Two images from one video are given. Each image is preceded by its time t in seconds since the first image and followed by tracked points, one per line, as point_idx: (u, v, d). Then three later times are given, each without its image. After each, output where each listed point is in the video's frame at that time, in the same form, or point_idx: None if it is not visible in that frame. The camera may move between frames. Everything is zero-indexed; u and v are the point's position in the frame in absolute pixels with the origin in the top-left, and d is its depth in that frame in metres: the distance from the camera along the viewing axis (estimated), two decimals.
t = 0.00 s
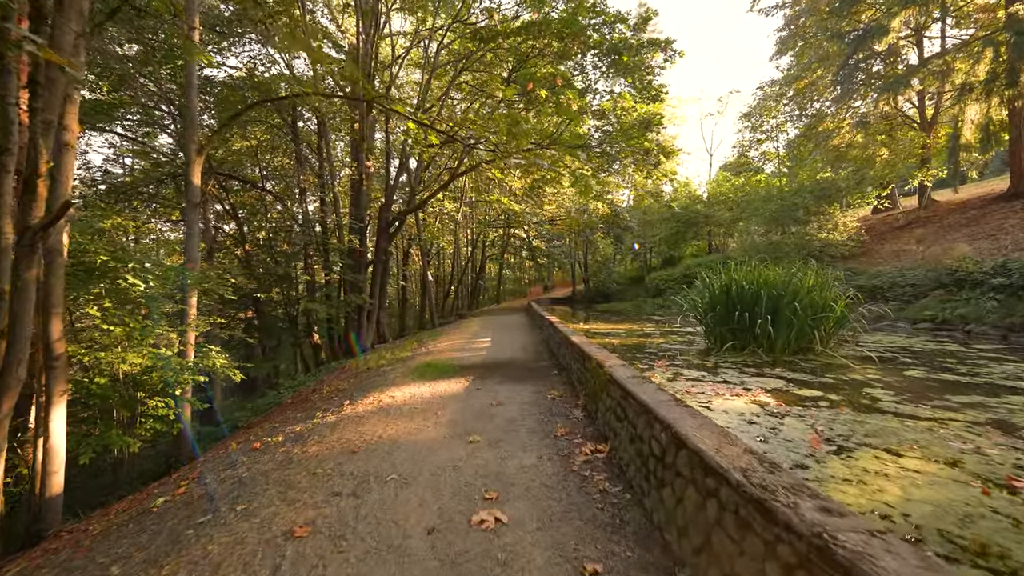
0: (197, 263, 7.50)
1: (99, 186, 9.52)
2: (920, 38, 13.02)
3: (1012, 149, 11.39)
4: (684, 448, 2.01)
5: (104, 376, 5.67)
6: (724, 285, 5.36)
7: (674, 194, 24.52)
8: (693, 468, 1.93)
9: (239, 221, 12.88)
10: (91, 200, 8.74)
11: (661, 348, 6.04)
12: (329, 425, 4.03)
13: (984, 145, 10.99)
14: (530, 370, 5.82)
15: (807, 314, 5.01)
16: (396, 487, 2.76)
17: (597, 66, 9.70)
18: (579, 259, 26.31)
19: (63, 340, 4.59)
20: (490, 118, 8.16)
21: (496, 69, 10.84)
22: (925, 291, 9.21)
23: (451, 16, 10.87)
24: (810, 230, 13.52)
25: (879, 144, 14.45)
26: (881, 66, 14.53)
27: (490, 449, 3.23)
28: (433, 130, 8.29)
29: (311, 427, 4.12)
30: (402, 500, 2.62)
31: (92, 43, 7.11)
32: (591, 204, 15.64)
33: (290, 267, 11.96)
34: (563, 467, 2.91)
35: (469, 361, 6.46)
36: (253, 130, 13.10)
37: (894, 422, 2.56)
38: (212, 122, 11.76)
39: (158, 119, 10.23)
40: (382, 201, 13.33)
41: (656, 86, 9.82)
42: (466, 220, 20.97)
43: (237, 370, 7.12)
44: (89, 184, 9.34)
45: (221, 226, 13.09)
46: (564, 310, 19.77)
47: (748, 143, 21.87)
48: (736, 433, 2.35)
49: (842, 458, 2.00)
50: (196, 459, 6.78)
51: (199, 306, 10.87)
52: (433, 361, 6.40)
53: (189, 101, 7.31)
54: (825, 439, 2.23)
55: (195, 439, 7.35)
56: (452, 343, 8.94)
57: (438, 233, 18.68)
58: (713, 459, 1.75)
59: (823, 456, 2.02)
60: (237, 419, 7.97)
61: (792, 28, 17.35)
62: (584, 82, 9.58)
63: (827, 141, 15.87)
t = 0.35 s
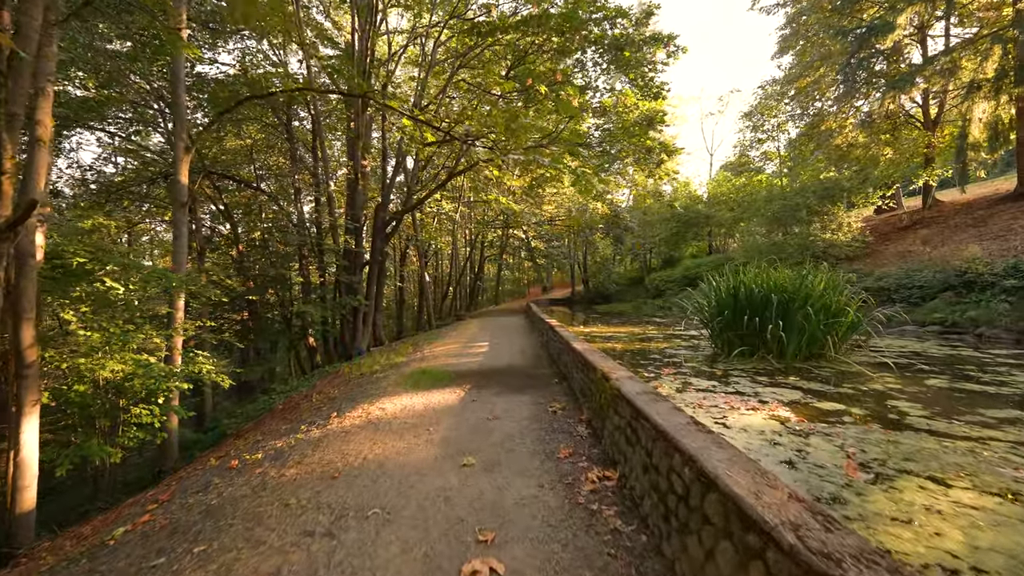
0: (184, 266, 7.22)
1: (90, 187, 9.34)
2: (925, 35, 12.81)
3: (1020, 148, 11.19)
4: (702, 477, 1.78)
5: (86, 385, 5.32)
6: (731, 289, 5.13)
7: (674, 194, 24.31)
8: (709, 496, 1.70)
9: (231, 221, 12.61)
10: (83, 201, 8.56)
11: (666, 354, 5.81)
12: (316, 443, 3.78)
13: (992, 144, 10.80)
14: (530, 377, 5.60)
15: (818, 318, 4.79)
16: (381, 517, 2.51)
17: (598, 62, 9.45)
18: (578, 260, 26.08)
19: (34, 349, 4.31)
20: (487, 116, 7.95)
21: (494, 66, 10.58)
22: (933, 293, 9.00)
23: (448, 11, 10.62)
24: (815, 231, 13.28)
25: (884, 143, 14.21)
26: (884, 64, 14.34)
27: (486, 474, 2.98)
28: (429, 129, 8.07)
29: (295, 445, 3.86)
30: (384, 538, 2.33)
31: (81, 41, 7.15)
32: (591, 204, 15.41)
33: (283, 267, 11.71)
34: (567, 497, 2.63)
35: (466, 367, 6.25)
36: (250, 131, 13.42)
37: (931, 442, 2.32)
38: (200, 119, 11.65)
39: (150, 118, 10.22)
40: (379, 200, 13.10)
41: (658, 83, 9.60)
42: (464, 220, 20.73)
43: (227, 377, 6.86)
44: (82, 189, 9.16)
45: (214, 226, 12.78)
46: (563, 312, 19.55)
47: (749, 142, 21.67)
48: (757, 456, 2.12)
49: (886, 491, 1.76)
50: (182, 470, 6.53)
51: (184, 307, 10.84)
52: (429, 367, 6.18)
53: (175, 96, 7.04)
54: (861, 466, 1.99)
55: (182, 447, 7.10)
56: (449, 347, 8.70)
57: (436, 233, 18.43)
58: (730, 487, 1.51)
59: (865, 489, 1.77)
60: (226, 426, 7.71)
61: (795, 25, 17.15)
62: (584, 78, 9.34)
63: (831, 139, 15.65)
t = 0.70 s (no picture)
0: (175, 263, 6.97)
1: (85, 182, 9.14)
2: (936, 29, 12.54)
3: None
4: (744, 502, 1.52)
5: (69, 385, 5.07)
6: (744, 286, 4.89)
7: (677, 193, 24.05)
8: (759, 528, 1.44)
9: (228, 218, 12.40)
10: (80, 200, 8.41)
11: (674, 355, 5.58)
12: (304, 451, 3.54)
13: (1007, 140, 10.52)
14: (534, 379, 5.36)
15: (837, 318, 4.56)
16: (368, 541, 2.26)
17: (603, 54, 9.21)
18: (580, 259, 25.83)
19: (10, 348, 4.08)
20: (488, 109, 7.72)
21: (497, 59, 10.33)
22: (947, 292, 8.74)
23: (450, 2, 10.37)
24: (822, 229, 13.02)
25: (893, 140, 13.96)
26: (893, 59, 14.08)
27: (487, 489, 2.73)
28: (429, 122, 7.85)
29: (280, 453, 3.63)
30: (369, 568, 2.09)
31: (70, 31, 6.94)
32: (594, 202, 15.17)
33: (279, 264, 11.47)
34: (580, 518, 2.38)
35: (467, 368, 6.01)
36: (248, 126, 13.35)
37: (981, 454, 2.08)
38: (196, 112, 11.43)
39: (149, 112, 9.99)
40: (378, 197, 12.88)
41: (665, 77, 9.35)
42: (465, 218, 20.51)
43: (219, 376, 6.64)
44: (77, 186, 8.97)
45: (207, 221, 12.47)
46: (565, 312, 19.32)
47: (754, 140, 21.42)
48: (797, 471, 1.87)
49: (950, 515, 1.52)
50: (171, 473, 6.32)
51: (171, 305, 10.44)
52: (427, 369, 5.94)
53: (167, 85, 6.80)
54: (915, 483, 1.75)
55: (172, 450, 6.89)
56: (449, 347, 8.47)
57: (437, 231, 18.22)
58: (790, 519, 1.26)
59: (927, 512, 1.53)
60: (218, 428, 7.49)
61: (801, 20, 16.91)
62: (588, 71, 9.09)
63: (837, 136, 15.41)
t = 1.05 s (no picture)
0: (161, 263, 6.66)
1: (80, 183, 8.97)
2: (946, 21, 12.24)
3: None
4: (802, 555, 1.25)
5: (45, 394, 4.69)
6: (758, 285, 4.65)
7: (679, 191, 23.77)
8: None
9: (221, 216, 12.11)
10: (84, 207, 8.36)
11: (683, 359, 5.33)
12: (284, 473, 3.27)
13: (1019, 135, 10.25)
14: (537, 386, 5.08)
15: (855, 318, 4.32)
16: None
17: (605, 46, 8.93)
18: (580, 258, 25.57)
19: None
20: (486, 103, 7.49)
21: (496, 53, 10.06)
22: (959, 291, 8.49)
23: None
24: (829, 227, 12.74)
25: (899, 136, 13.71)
26: (899, 54, 13.84)
27: (483, 521, 2.43)
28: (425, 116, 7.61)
29: (260, 473, 3.35)
30: None
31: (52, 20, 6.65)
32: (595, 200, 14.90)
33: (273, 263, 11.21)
34: (591, 551, 2.12)
35: (466, 374, 5.74)
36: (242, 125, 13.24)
37: None
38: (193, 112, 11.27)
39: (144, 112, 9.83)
40: (375, 195, 12.61)
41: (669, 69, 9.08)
42: (464, 217, 20.27)
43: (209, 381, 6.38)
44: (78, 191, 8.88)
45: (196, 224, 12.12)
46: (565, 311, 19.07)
47: (756, 137, 21.18)
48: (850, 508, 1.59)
49: None
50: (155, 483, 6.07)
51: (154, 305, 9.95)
52: (424, 374, 5.68)
53: (151, 77, 6.52)
54: (992, 522, 1.48)
55: (158, 458, 6.63)
56: (448, 350, 8.21)
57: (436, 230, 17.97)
58: None
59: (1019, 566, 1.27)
60: (207, 434, 7.23)
61: (804, 15, 16.66)
62: (590, 63, 8.81)
63: (842, 133, 15.17)
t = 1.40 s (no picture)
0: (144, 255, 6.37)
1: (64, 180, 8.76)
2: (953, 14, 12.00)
3: None
4: None
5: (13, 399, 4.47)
6: (769, 283, 4.40)
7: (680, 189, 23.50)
8: None
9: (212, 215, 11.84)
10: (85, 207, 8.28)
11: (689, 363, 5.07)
12: (250, 493, 3.02)
13: None
14: (536, 391, 4.83)
15: (873, 317, 4.08)
16: None
17: (606, 37, 8.66)
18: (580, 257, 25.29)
19: None
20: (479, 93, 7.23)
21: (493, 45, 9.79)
22: (971, 289, 8.22)
23: None
24: (834, 224, 12.49)
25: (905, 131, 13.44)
26: (904, 48, 13.59)
27: (471, 555, 2.17)
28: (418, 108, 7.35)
29: (226, 492, 3.11)
30: None
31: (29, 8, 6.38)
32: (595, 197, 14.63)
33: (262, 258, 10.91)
34: None
35: (460, 378, 5.49)
36: (236, 121, 13.07)
37: None
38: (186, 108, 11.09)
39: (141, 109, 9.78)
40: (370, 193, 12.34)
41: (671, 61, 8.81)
42: (462, 216, 20.03)
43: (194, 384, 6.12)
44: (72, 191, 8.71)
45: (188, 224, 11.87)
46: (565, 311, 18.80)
47: (758, 135, 20.94)
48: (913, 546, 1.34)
49: None
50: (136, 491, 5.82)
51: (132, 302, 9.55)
52: (417, 379, 5.44)
53: (134, 67, 6.25)
54: None
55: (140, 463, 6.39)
56: (444, 351, 7.96)
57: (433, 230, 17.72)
58: None
59: None
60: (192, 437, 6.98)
61: (807, 10, 16.39)
62: (590, 55, 8.54)
63: (846, 129, 14.93)
